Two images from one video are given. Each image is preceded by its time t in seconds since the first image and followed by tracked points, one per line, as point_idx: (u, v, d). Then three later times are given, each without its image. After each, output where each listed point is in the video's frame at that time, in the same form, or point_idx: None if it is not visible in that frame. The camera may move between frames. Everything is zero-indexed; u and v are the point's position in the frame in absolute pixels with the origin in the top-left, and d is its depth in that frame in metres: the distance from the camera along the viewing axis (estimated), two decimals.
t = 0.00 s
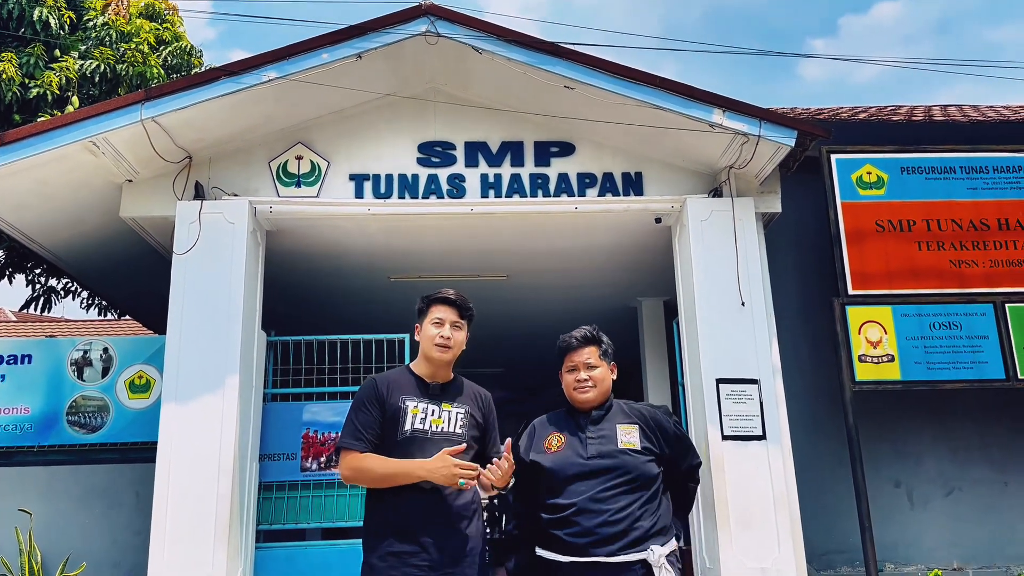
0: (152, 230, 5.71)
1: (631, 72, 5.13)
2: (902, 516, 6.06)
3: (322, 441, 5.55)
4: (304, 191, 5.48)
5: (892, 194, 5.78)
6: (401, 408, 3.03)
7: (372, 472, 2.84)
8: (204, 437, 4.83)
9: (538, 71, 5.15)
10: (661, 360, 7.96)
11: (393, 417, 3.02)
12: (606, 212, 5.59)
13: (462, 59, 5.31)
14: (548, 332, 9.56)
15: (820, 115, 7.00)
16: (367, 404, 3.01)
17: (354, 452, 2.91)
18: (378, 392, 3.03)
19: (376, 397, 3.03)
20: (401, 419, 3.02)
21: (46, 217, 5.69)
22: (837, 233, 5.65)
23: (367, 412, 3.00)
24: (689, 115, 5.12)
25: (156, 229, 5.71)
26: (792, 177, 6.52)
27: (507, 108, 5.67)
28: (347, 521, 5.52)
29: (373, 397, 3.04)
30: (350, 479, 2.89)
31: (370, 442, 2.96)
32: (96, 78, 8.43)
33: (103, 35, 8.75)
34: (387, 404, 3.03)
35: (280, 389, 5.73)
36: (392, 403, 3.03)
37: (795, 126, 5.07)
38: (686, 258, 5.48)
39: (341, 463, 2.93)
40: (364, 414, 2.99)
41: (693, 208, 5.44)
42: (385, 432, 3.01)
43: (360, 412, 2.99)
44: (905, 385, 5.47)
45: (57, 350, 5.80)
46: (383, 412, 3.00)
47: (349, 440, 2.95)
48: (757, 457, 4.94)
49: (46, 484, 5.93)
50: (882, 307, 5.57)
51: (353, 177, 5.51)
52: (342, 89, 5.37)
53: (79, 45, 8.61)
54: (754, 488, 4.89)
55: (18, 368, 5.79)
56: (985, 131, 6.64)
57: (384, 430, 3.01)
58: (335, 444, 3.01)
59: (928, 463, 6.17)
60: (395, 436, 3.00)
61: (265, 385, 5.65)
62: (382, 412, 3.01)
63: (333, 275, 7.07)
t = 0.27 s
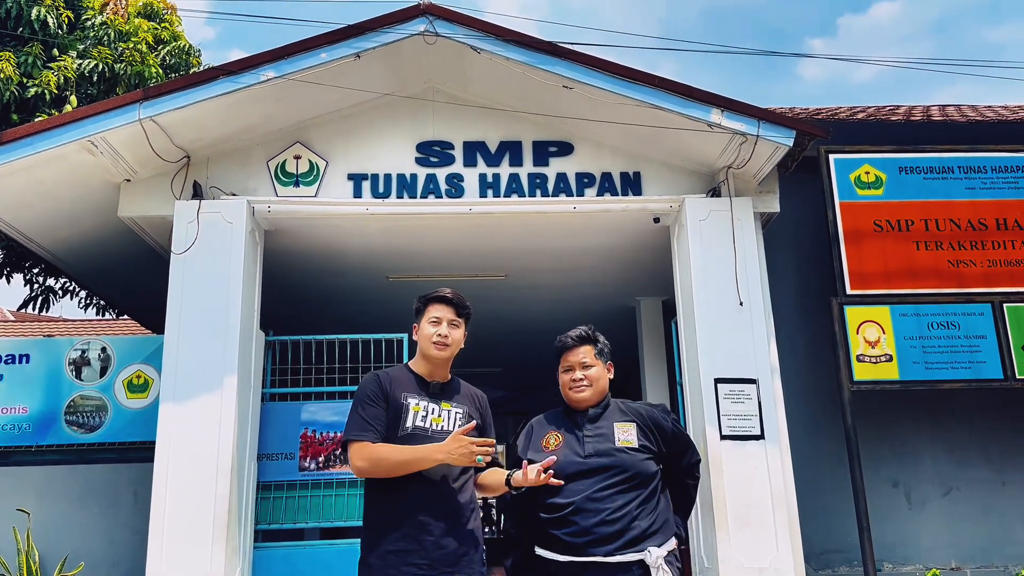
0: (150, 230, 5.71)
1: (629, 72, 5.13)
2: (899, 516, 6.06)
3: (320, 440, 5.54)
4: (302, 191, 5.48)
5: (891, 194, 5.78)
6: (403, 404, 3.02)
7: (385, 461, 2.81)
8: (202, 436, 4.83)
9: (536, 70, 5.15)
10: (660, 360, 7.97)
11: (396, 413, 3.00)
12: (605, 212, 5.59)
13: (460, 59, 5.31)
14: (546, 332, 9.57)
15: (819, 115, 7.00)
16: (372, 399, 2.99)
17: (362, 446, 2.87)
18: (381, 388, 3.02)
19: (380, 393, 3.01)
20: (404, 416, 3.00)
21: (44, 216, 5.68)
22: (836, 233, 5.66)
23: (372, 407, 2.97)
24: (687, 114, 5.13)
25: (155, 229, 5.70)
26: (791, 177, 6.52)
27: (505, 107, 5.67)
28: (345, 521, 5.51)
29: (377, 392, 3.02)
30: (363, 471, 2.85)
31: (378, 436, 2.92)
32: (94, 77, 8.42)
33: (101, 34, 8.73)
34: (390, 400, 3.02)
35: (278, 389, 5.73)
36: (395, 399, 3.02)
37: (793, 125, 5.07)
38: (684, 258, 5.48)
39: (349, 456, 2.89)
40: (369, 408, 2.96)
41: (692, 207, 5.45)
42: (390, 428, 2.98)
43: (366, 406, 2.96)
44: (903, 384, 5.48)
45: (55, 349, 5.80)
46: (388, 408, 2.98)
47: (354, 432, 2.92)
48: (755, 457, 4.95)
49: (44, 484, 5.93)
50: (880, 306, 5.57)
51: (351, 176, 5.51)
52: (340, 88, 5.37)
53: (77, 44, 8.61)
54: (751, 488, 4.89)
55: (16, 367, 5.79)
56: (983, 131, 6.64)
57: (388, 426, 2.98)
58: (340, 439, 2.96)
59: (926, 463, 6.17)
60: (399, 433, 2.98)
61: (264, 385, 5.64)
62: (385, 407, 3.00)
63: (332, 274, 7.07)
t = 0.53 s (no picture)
0: (149, 230, 5.70)
1: (629, 72, 5.13)
2: (898, 516, 6.07)
3: (319, 440, 5.54)
4: (301, 191, 5.48)
5: (890, 194, 5.78)
6: (407, 404, 3.01)
7: (394, 471, 2.81)
8: (202, 436, 4.83)
9: (536, 70, 5.15)
10: (659, 360, 7.97)
11: (400, 413, 2.99)
12: (604, 212, 5.59)
13: (460, 59, 5.31)
14: (546, 332, 9.57)
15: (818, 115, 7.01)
16: (378, 399, 2.98)
17: (369, 448, 2.87)
18: (387, 387, 3.01)
19: (385, 392, 3.00)
20: (407, 416, 3.00)
21: (44, 216, 5.68)
22: (835, 233, 5.66)
23: (378, 406, 2.96)
24: (687, 115, 5.13)
25: (154, 228, 5.70)
26: (790, 176, 6.52)
27: (504, 107, 5.67)
28: (344, 520, 5.51)
29: (382, 391, 3.01)
30: (372, 474, 2.85)
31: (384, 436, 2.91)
32: (94, 77, 8.42)
33: (100, 34, 8.73)
34: (395, 400, 3.01)
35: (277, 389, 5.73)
36: (400, 399, 3.01)
37: (793, 125, 5.08)
38: (683, 258, 5.48)
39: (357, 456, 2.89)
40: (375, 408, 2.96)
41: (691, 207, 5.45)
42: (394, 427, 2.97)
43: (372, 406, 2.95)
44: (902, 385, 5.48)
45: (55, 349, 5.80)
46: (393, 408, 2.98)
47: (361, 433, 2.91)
48: (754, 456, 4.95)
49: (43, 483, 5.93)
50: (879, 306, 5.57)
51: (350, 176, 5.51)
52: (339, 88, 5.37)
53: (76, 44, 8.61)
54: (751, 488, 4.89)
55: (16, 367, 5.78)
56: (982, 131, 6.65)
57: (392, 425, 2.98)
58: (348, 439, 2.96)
59: (925, 463, 6.18)
60: (402, 433, 2.97)
61: (263, 385, 5.64)
62: (390, 407, 2.98)
63: (331, 274, 7.08)
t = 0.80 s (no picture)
0: (149, 230, 5.70)
1: (629, 73, 5.13)
2: (898, 516, 6.07)
3: (319, 441, 5.54)
4: (301, 192, 5.47)
5: (890, 194, 5.79)
6: (399, 406, 3.02)
7: (366, 479, 2.86)
8: (201, 437, 4.82)
9: (535, 71, 5.15)
10: (659, 360, 7.97)
11: (391, 416, 3.01)
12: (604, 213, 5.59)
13: (459, 59, 5.31)
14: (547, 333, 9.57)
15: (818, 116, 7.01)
16: (369, 402, 3.02)
17: (355, 451, 2.93)
18: (380, 390, 3.04)
19: (378, 395, 3.04)
20: (399, 418, 3.01)
21: (43, 216, 5.68)
22: (834, 234, 5.66)
23: (368, 409, 3.01)
24: (686, 115, 5.13)
25: (154, 229, 5.70)
26: (790, 177, 6.53)
27: (504, 108, 5.67)
28: (344, 521, 5.50)
29: (375, 395, 3.05)
30: (352, 477, 2.92)
31: (372, 440, 2.96)
32: (93, 78, 8.41)
33: (100, 34, 8.73)
34: (388, 403, 3.03)
35: (277, 389, 5.73)
36: (391, 402, 3.03)
37: (792, 126, 5.08)
38: (683, 258, 5.48)
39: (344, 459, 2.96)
40: (366, 411, 3.00)
41: (691, 208, 5.44)
42: (385, 430, 3.00)
43: (362, 409, 3.00)
44: (902, 385, 5.48)
45: (54, 349, 5.79)
46: (384, 411, 3.01)
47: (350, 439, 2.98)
48: (754, 457, 4.95)
49: (43, 484, 5.93)
50: (879, 307, 5.57)
51: (350, 177, 5.51)
52: (339, 88, 5.37)
53: (75, 44, 8.62)
54: (750, 488, 4.89)
55: (15, 368, 5.78)
56: (981, 131, 6.65)
57: (384, 428, 3.00)
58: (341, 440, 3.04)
59: (924, 463, 6.17)
60: (394, 436, 2.99)
61: (263, 386, 5.64)
62: (380, 410, 3.01)
63: (330, 275, 7.08)
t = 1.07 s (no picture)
0: (149, 231, 5.70)
1: (629, 74, 5.13)
2: (898, 517, 6.07)
3: (319, 442, 5.54)
4: (301, 193, 5.47)
5: (890, 195, 5.79)
6: (391, 409, 3.05)
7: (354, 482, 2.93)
8: (200, 439, 4.82)
9: (535, 72, 5.15)
10: (659, 361, 7.98)
11: (383, 419, 3.04)
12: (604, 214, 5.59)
13: (459, 60, 5.31)
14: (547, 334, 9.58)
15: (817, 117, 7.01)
16: (362, 406, 3.07)
17: (347, 454, 2.98)
18: (373, 393, 3.08)
19: (371, 399, 3.08)
20: (391, 420, 3.03)
21: (43, 218, 5.68)
22: (834, 234, 5.66)
23: (361, 413, 3.05)
24: (686, 116, 5.13)
25: (153, 230, 5.70)
26: (790, 177, 6.53)
27: (504, 109, 5.67)
28: (344, 522, 5.50)
29: (369, 399, 3.09)
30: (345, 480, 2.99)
31: (364, 443, 3.00)
32: (93, 79, 8.42)
33: (100, 35, 8.74)
34: (381, 406, 3.07)
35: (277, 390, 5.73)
36: (383, 405, 3.06)
37: (792, 127, 5.08)
38: (683, 259, 5.48)
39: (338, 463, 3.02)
40: (359, 415, 3.06)
41: (691, 208, 5.45)
42: (378, 433, 3.03)
43: (355, 413, 3.06)
44: (902, 386, 5.48)
45: (54, 350, 5.80)
46: (376, 414, 3.04)
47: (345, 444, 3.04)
48: (754, 458, 4.95)
49: (43, 485, 5.93)
50: (878, 308, 5.57)
51: (350, 178, 5.51)
52: (338, 90, 5.37)
53: (75, 45, 8.64)
54: (750, 489, 4.89)
55: (15, 369, 5.79)
56: (981, 132, 6.66)
57: (377, 431, 3.03)
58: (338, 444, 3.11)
59: (924, 464, 6.17)
60: (386, 438, 3.01)
61: (262, 387, 5.64)
62: (372, 414, 3.05)
63: (330, 276, 7.08)
